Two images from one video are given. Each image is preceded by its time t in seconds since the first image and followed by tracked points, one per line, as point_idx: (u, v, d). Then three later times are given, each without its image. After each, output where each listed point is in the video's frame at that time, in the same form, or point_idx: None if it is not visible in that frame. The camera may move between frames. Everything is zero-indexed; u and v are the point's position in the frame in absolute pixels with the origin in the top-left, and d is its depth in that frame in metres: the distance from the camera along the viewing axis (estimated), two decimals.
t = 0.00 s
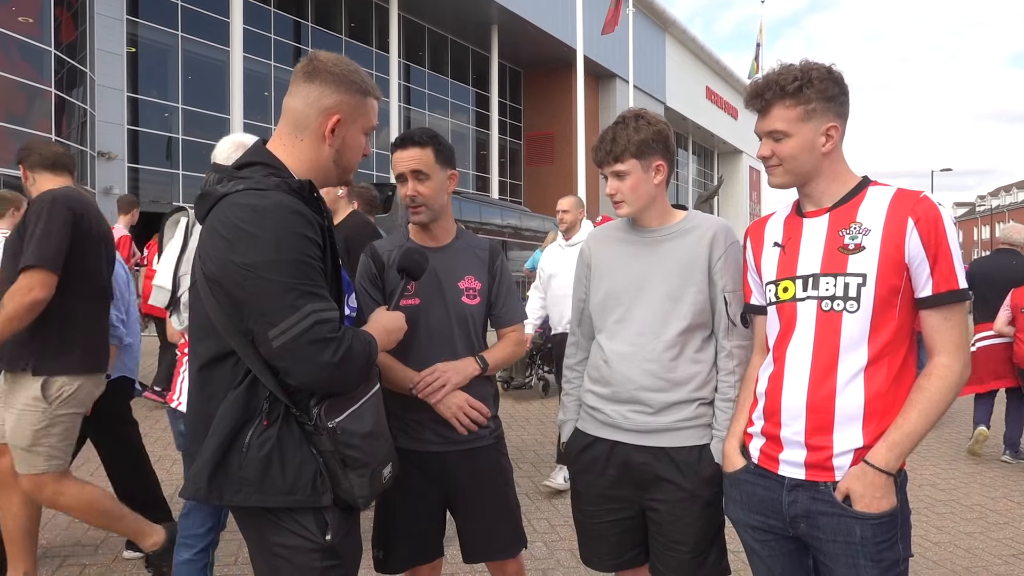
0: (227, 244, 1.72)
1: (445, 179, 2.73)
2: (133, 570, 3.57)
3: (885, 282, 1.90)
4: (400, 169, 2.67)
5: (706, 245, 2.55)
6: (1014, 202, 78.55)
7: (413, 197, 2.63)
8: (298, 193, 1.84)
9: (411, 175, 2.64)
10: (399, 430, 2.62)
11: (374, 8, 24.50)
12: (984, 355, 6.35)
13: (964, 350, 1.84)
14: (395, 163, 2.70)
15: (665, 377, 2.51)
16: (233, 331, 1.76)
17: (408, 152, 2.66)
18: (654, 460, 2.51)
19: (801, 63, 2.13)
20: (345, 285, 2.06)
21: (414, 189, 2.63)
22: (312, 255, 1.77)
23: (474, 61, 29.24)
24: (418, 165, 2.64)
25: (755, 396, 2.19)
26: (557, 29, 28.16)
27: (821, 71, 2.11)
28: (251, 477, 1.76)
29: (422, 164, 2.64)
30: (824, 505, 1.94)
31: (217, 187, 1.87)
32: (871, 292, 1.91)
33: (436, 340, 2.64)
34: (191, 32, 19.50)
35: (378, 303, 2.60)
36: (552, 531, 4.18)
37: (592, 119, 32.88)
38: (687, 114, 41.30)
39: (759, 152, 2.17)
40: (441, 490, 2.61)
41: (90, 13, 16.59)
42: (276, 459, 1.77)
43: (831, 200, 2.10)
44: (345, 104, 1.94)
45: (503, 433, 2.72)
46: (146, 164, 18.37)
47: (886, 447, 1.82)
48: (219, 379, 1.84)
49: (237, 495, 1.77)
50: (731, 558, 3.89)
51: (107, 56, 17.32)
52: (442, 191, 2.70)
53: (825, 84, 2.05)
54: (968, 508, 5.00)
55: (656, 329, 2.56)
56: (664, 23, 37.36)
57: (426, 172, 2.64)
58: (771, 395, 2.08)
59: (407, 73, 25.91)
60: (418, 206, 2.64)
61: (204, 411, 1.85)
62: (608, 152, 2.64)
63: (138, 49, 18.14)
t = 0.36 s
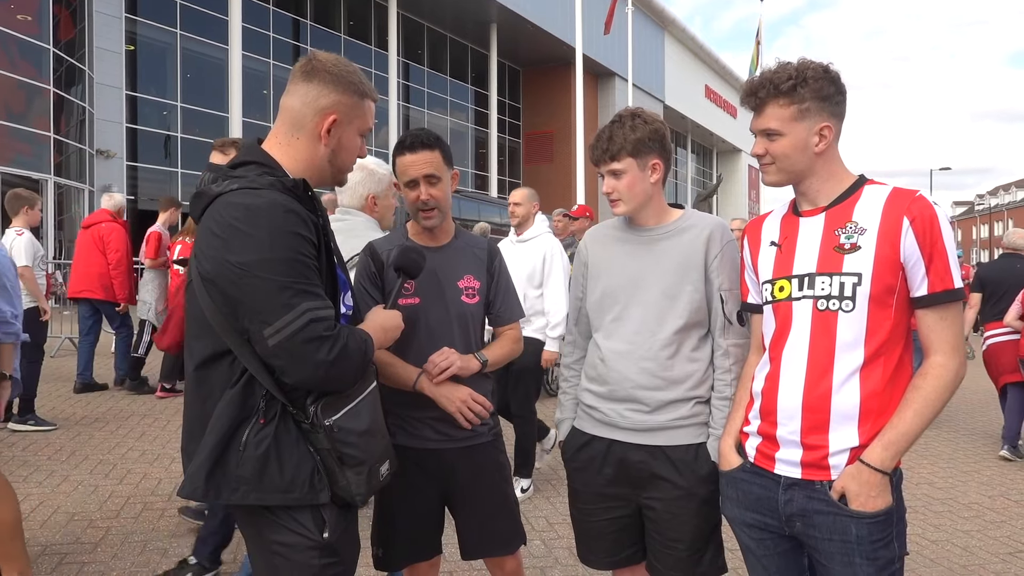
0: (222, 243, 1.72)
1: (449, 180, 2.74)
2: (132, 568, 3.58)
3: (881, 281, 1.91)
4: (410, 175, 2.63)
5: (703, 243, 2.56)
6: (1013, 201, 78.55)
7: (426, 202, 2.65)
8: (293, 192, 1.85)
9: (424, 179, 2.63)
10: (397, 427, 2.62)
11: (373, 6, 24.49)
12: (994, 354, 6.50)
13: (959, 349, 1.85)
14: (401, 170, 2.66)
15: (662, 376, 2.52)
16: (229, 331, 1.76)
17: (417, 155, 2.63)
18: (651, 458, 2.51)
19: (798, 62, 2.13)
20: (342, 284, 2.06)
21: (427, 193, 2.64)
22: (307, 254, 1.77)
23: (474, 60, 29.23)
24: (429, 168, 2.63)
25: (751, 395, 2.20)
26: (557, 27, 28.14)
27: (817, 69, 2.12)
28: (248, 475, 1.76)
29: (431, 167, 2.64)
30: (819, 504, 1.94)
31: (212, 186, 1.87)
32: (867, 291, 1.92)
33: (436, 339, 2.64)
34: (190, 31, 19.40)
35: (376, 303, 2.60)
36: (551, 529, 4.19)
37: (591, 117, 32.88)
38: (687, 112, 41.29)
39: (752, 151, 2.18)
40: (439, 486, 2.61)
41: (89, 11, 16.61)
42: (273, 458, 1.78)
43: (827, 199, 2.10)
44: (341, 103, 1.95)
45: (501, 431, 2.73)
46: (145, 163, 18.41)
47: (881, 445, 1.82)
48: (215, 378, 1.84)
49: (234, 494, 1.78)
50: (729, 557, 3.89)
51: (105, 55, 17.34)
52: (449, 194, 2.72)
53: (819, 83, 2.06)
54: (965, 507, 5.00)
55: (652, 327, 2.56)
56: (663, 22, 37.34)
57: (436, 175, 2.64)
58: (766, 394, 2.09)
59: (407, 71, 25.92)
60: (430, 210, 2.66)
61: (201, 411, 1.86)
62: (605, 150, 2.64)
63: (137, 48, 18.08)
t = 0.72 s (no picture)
0: (217, 241, 1.72)
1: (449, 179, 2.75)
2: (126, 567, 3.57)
3: (875, 281, 1.92)
4: (408, 173, 2.64)
5: (697, 243, 2.57)
6: (1008, 201, 78.81)
7: (422, 201, 2.64)
8: (288, 191, 1.84)
9: (421, 178, 2.63)
10: (393, 425, 2.62)
11: (370, 6, 24.47)
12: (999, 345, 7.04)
13: (952, 349, 1.86)
14: (400, 165, 2.67)
15: (655, 375, 2.52)
16: (224, 330, 1.76)
17: (418, 154, 2.63)
18: (645, 458, 2.52)
19: (790, 61, 2.14)
20: (337, 282, 2.05)
21: (421, 193, 2.64)
22: (303, 254, 1.77)
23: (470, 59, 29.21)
24: (429, 170, 2.63)
25: (745, 395, 2.21)
26: (554, 27, 28.15)
27: (810, 69, 2.12)
28: (244, 475, 1.76)
29: (432, 169, 2.64)
30: (813, 503, 1.95)
31: (207, 184, 1.87)
32: (861, 292, 1.93)
33: (434, 338, 2.64)
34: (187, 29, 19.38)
35: (374, 300, 2.60)
36: (545, 529, 4.20)
37: (588, 117, 32.90)
38: (683, 112, 41.34)
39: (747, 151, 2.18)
40: (434, 484, 2.61)
41: (84, 9, 16.56)
42: (268, 457, 1.78)
43: (821, 199, 2.11)
44: (337, 102, 1.95)
45: (497, 429, 2.74)
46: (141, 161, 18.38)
47: (873, 445, 1.83)
48: (210, 377, 1.84)
49: (229, 493, 1.77)
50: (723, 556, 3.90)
51: (101, 53, 17.29)
52: (448, 192, 2.72)
53: (812, 83, 2.07)
54: (959, 506, 5.03)
55: (647, 327, 2.57)
56: (660, 22, 37.41)
57: (436, 177, 2.65)
58: (760, 394, 2.09)
59: (403, 70, 25.90)
60: (426, 210, 2.65)
61: (196, 410, 1.86)
62: (598, 150, 2.64)
63: (133, 46, 18.06)
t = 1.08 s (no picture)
0: (218, 241, 1.72)
1: (445, 179, 2.76)
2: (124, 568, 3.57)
3: (872, 280, 1.92)
4: (401, 167, 2.68)
5: (695, 242, 2.57)
6: (1004, 200, 78.99)
7: (413, 194, 2.65)
8: (289, 190, 1.85)
9: (412, 172, 2.65)
10: (392, 426, 2.61)
11: (367, 5, 24.42)
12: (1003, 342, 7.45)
13: (949, 347, 1.87)
14: (397, 159, 2.71)
15: (653, 374, 2.53)
16: (225, 329, 1.76)
17: (411, 149, 2.68)
18: (642, 457, 2.52)
19: (785, 61, 2.14)
20: (337, 282, 2.05)
21: (414, 186, 2.65)
22: (304, 253, 1.77)
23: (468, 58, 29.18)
24: (420, 163, 2.65)
25: (744, 393, 2.22)
26: (551, 26, 28.15)
27: (805, 68, 2.13)
28: (245, 474, 1.77)
29: (423, 162, 2.65)
30: (811, 501, 1.96)
31: (207, 184, 1.87)
32: (859, 290, 1.94)
33: (432, 338, 2.65)
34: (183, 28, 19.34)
35: (372, 300, 2.60)
36: (543, 528, 4.20)
37: (585, 116, 32.88)
38: (680, 111, 41.33)
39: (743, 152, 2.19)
40: (433, 484, 2.61)
41: (80, 8, 16.49)
42: (269, 457, 1.78)
43: (818, 198, 2.12)
44: (337, 102, 1.95)
45: (495, 428, 2.75)
46: (138, 161, 18.31)
47: (871, 443, 1.84)
48: (211, 377, 1.84)
49: (230, 493, 1.78)
50: (720, 554, 3.90)
51: (97, 52, 17.22)
52: (442, 189, 2.73)
53: (808, 83, 2.07)
54: (955, 504, 5.04)
55: (644, 326, 2.57)
56: (657, 21, 37.40)
57: (427, 171, 2.66)
58: (759, 393, 2.10)
59: (400, 70, 25.86)
60: (418, 203, 2.65)
61: (196, 409, 1.86)
62: (595, 149, 2.65)
63: (129, 45, 18.00)
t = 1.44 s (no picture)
0: (224, 238, 1.73)
1: (444, 175, 2.75)
2: (126, 564, 3.59)
3: (875, 278, 1.93)
4: (401, 162, 2.67)
5: (696, 241, 2.58)
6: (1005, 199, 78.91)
7: (412, 189, 2.64)
8: (294, 188, 1.85)
9: (412, 168, 2.64)
10: (393, 424, 2.62)
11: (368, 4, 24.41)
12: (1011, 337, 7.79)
13: (953, 345, 1.87)
14: (396, 155, 2.70)
15: (655, 372, 2.53)
16: (229, 326, 1.76)
17: (411, 144, 2.66)
18: (644, 455, 2.53)
19: (786, 60, 2.14)
20: (341, 279, 2.05)
21: (414, 182, 2.64)
22: (309, 251, 1.78)
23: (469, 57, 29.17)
24: (419, 159, 2.64)
25: (747, 391, 2.22)
26: (552, 25, 28.13)
27: (807, 67, 2.13)
28: (250, 471, 1.77)
29: (422, 158, 2.65)
30: (814, 498, 1.96)
31: (212, 182, 1.87)
32: (862, 288, 1.94)
33: (432, 335, 2.65)
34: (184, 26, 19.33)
35: (373, 297, 2.61)
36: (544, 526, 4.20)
37: (585, 115, 32.85)
38: (681, 110, 41.31)
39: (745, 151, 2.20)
40: (433, 481, 2.62)
41: (81, 6, 16.50)
42: (274, 453, 1.78)
43: (821, 196, 2.12)
44: (342, 100, 1.95)
45: (496, 426, 2.75)
46: (139, 159, 18.34)
47: (875, 441, 1.84)
48: (216, 374, 1.85)
49: (235, 490, 1.78)
50: (721, 552, 3.90)
51: (98, 50, 17.23)
52: (441, 184, 2.72)
53: (809, 82, 2.07)
54: (955, 503, 5.05)
55: (646, 324, 2.58)
56: (658, 19, 37.38)
57: (427, 167, 2.65)
58: (763, 391, 2.11)
59: (401, 68, 25.85)
60: (417, 199, 2.65)
61: (201, 406, 1.86)
62: (596, 148, 2.65)
63: (130, 43, 18.00)
